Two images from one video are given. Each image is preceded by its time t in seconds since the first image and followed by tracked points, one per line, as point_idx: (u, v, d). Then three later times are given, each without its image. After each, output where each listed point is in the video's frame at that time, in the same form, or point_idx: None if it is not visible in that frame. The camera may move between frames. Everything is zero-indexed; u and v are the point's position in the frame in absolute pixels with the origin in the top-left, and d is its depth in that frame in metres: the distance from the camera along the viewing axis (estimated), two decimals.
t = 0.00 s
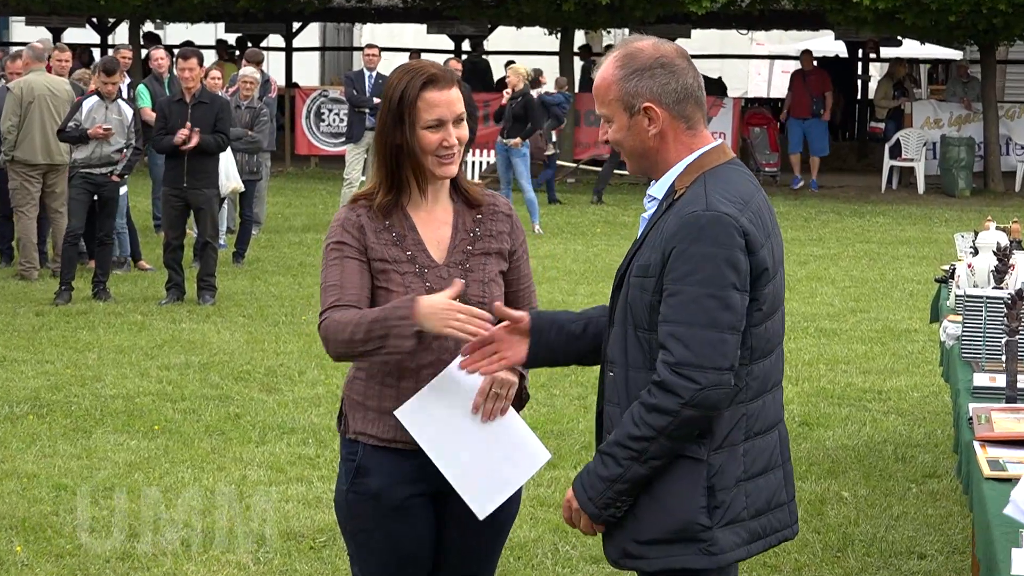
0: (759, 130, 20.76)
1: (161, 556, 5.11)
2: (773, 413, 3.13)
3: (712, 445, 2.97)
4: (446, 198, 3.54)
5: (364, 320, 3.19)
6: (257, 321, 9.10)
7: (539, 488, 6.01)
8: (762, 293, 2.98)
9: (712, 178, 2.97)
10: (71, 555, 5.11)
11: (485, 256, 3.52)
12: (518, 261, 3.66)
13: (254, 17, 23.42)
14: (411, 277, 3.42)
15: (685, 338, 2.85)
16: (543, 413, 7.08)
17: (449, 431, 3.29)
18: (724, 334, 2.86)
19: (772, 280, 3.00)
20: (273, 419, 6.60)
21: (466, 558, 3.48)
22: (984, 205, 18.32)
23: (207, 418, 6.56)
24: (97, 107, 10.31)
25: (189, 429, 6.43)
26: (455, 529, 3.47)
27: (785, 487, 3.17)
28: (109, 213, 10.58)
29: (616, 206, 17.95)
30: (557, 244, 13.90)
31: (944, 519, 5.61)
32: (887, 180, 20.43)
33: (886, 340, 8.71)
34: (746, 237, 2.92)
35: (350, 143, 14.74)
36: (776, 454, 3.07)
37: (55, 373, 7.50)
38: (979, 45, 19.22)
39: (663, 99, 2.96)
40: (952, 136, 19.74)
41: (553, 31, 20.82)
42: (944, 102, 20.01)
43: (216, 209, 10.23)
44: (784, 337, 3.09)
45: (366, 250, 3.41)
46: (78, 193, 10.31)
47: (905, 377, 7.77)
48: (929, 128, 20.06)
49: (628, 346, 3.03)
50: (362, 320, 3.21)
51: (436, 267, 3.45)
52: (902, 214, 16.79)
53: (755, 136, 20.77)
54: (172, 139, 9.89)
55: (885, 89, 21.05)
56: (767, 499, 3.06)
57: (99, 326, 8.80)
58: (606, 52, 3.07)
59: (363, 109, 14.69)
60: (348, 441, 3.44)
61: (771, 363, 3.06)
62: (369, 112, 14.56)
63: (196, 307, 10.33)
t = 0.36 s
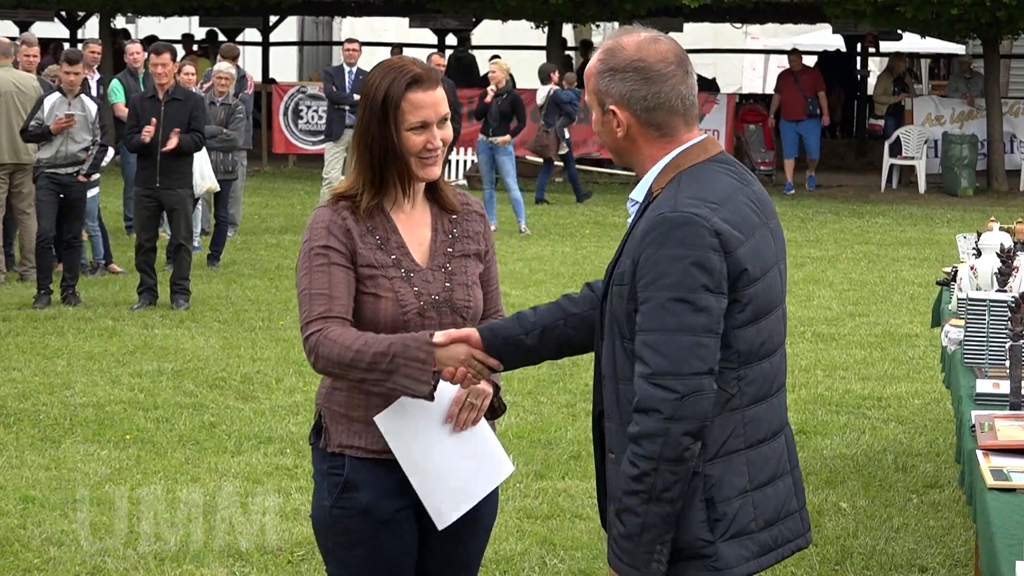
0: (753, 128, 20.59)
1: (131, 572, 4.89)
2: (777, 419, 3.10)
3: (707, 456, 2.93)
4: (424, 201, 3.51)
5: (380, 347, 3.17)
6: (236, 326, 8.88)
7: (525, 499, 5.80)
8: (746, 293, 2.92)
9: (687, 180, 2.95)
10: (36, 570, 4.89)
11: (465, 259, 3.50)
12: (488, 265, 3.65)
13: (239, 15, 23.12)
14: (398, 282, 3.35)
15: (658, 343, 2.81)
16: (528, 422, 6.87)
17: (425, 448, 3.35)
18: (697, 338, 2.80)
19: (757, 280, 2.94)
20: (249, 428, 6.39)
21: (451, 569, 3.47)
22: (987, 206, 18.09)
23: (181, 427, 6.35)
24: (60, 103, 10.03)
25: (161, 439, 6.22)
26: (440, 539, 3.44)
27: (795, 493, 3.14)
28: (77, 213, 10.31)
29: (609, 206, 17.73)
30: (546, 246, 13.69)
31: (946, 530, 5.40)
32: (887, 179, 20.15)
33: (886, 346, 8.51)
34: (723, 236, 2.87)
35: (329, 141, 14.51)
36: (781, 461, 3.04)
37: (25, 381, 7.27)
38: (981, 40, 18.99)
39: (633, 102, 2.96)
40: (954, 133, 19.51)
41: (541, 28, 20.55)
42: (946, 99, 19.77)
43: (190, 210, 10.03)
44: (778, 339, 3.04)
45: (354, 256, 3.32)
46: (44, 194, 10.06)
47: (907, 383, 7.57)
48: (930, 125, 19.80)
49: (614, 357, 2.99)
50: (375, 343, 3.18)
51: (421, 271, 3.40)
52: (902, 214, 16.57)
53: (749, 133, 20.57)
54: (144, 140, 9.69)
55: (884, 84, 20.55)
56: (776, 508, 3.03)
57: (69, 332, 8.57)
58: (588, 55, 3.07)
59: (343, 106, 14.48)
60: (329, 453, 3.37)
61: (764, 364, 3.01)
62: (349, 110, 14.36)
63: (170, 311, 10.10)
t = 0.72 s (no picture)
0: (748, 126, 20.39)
1: None
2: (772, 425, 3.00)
3: (685, 473, 2.86)
4: (400, 205, 3.40)
5: (371, 344, 3.02)
6: (210, 333, 8.68)
7: (511, 513, 5.59)
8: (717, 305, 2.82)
9: (656, 189, 2.87)
10: None
11: (442, 262, 3.40)
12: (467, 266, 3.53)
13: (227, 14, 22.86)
14: (378, 286, 3.25)
15: (623, 362, 2.73)
16: (515, 432, 6.66)
17: (400, 460, 3.19)
18: (658, 358, 2.72)
19: (733, 288, 2.84)
20: (223, 439, 6.18)
21: None
22: (991, 208, 17.88)
23: (153, 439, 6.14)
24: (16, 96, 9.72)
25: (132, 451, 6.02)
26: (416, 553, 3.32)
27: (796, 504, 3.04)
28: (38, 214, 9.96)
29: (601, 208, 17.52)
30: (533, 250, 13.49)
31: (948, 545, 5.20)
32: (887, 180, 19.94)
33: (886, 353, 8.32)
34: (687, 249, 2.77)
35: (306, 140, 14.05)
36: (774, 472, 2.95)
37: None
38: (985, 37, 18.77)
39: (603, 109, 2.87)
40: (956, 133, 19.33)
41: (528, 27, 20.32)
42: (948, 97, 19.61)
43: (161, 213, 9.79)
44: (764, 347, 2.93)
45: (335, 252, 3.21)
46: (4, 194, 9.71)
47: (908, 391, 7.38)
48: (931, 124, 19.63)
49: (593, 370, 2.94)
50: (368, 339, 3.03)
51: (400, 275, 3.29)
52: (902, 217, 16.37)
53: (744, 132, 20.34)
54: (116, 145, 9.50)
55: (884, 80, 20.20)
56: (768, 523, 2.93)
57: (36, 339, 8.34)
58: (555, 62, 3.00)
59: (320, 104, 14.26)
60: (304, 465, 3.25)
61: (747, 375, 2.91)
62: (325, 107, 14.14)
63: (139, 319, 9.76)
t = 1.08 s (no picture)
0: (748, 131, 20.19)
1: None
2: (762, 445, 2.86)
3: (694, 489, 2.71)
4: (384, 217, 3.29)
5: (318, 363, 2.96)
6: (190, 345, 8.50)
7: (502, 531, 5.43)
8: (740, 317, 2.68)
9: (677, 196, 2.72)
10: None
11: (427, 273, 3.29)
12: (455, 277, 3.44)
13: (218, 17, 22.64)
14: (354, 301, 3.16)
15: (646, 380, 2.58)
16: (506, 447, 6.50)
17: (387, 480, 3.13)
18: (684, 376, 2.58)
19: (754, 301, 2.72)
20: (203, 455, 6.01)
21: None
22: (997, 216, 17.69)
23: (131, 454, 5.98)
24: None
25: (109, 467, 5.85)
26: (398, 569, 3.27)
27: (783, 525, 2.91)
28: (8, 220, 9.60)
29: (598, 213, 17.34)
30: (524, 259, 13.32)
31: (954, 565, 5.04)
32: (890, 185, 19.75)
33: (889, 365, 8.16)
34: (720, 262, 2.64)
35: (290, 146, 14.01)
36: (770, 490, 2.81)
37: None
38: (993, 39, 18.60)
39: (609, 100, 2.73)
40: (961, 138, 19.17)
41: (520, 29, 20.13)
42: (953, 102, 19.48)
43: (139, 221, 9.65)
44: (769, 361, 2.79)
45: (306, 273, 3.12)
46: None
47: (912, 405, 7.21)
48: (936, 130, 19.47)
49: (592, 384, 2.78)
50: (315, 358, 2.97)
51: (379, 289, 3.20)
52: (905, 225, 16.19)
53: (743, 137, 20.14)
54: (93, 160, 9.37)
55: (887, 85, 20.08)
56: (764, 542, 2.79)
57: (12, 352, 8.15)
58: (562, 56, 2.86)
59: (304, 108, 14.04)
60: (279, 483, 3.19)
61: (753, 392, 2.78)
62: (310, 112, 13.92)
63: (119, 330, 9.58)
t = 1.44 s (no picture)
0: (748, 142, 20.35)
1: None
2: (740, 453, 2.85)
3: (656, 490, 2.71)
4: (383, 230, 3.28)
5: (346, 373, 2.95)
6: (186, 358, 8.49)
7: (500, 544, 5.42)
8: (699, 332, 2.68)
9: (651, 206, 2.72)
10: None
11: (425, 286, 3.28)
12: (451, 290, 3.42)
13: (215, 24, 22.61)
14: (354, 315, 3.15)
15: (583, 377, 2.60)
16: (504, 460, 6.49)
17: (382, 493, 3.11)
18: (624, 382, 2.59)
19: (722, 313, 2.71)
20: (200, 468, 6.00)
21: None
22: (996, 226, 17.67)
23: (128, 468, 5.97)
24: None
25: (105, 480, 5.84)
26: None
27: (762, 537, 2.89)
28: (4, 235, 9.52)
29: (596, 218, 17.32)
30: (523, 269, 13.30)
31: None
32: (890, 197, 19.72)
33: (888, 377, 8.15)
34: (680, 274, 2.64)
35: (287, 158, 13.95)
36: (743, 499, 2.79)
37: None
38: (992, 47, 18.59)
39: (593, 108, 2.73)
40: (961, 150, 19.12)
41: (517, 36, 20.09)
42: (953, 113, 19.43)
43: (138, 235, 9.67)
44: (741, 376, 2.79)
45: (310, 285, 3.11)
46: None
47: (911, 417, 7.20)
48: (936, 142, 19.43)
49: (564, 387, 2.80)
50: (343, 369, 2.96)
51: (379, 303, 3.19)
52: (905, 236, 16.15)
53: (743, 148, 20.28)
54: (93, 184, 9.38)
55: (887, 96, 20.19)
56: (737, 550, 2.78)
57: (8, 366, 8.13)
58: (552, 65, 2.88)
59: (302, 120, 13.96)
60: (277, 498, 3.19)
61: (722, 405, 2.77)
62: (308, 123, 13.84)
63: (116, 343, 9.57)
